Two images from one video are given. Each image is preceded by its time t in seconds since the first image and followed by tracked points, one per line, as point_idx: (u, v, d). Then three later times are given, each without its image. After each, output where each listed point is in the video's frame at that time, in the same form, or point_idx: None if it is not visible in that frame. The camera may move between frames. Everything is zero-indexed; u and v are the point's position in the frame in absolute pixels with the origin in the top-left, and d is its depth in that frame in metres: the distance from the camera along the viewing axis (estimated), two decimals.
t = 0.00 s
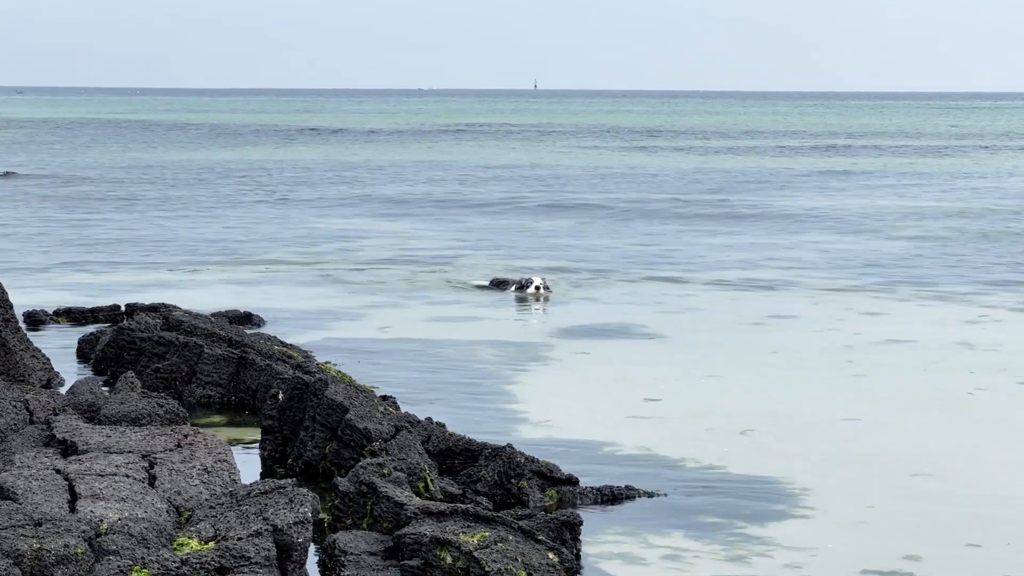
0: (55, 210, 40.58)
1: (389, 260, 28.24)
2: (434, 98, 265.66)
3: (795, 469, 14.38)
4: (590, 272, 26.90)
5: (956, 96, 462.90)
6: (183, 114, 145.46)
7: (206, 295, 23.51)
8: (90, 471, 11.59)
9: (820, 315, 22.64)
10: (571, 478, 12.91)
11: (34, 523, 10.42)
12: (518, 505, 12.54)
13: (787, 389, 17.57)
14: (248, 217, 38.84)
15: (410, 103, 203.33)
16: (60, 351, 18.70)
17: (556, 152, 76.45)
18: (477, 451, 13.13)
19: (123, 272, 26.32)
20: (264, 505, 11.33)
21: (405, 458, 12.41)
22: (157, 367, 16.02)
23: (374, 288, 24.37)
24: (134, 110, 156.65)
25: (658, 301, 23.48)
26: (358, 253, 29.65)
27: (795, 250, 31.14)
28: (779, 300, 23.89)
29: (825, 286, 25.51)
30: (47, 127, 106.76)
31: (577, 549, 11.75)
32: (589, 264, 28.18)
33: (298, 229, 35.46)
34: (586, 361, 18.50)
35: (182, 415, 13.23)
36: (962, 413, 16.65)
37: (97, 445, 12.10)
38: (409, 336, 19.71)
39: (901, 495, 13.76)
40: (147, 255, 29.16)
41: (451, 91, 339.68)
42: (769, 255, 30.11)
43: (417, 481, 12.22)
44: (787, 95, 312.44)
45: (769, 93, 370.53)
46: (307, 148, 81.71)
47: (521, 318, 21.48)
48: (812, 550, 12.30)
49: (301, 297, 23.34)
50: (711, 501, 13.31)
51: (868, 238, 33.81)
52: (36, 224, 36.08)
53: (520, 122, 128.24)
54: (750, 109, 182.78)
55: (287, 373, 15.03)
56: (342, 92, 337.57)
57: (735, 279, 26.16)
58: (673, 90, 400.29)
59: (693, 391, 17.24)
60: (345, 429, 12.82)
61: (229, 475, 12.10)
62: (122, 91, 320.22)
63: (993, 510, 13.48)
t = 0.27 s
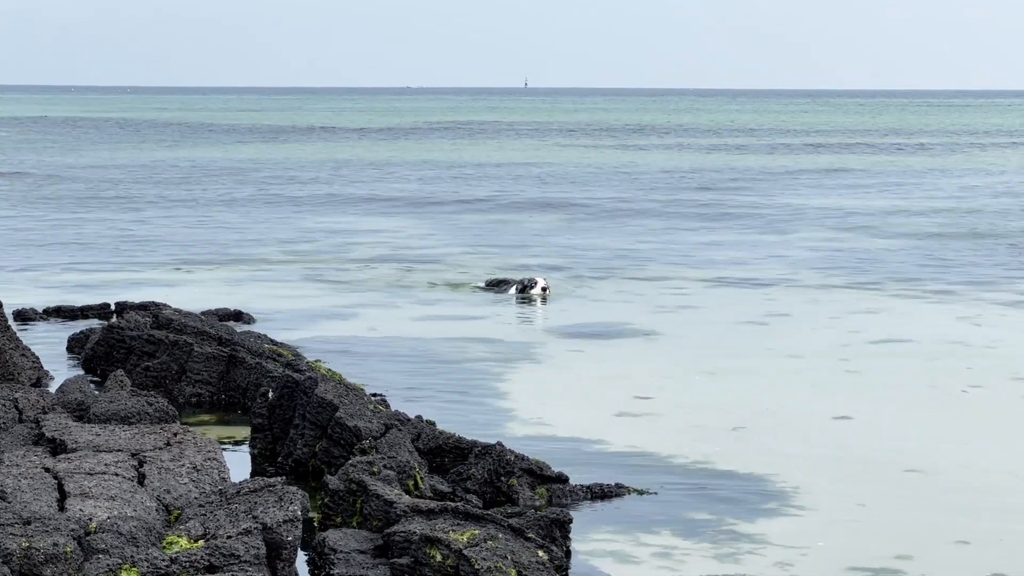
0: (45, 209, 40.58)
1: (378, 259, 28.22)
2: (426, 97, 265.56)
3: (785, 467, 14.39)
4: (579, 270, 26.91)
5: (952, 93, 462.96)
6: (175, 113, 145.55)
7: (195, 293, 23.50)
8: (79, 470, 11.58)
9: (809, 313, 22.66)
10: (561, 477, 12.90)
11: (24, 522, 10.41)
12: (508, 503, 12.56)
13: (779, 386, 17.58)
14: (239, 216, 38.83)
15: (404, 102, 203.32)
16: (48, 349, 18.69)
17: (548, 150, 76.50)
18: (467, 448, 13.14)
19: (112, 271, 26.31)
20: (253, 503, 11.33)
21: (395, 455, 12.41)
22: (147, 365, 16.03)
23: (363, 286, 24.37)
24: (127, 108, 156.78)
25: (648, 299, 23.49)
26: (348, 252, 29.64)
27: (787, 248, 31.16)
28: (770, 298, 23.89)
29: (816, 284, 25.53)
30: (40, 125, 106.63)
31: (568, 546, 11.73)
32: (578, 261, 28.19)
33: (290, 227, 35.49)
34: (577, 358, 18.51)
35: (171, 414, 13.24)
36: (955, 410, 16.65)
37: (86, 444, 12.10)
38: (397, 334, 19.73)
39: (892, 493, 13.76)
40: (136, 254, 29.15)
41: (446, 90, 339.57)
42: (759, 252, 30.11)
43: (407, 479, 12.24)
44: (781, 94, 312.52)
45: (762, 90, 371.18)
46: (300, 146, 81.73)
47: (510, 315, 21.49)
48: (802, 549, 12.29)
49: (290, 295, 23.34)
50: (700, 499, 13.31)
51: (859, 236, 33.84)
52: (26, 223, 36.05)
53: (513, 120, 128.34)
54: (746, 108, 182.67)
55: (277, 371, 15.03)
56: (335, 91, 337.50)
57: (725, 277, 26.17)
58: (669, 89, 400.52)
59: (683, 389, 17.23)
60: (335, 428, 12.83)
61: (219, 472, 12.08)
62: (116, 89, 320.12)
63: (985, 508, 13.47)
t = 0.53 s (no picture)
0: (34, 207, 40.57)
1: (367, 257, 28.23)
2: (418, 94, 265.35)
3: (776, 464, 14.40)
4: (568, 268, 26.93)
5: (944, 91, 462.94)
6: (165, 110, 145.39)
7: (184, 292, 23.52)
8: (69, 468, 11.58)
9: (799, 310, 22.69)
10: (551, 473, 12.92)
11: (12, 521, 10.40)
12: (497, 501, 12.57)
13: (771, 384, 17.59)
14: (228, 214, 38.83)
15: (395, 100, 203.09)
16: (36, 347, 18.71)
17: (538, 148, 76.36)
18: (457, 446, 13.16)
19: (101, 270, 26.32)
20: (242, 502, 11.33)
21: (384, 453, 12.43)
22: (136, 365, 16.06)
23: (352, 284, 24.39)
24: (115, 106, 156.93)
25: (638, 297, 23.52)
26: (337, 250, 29.65)
27: (776, 245, 31.19)
28: (760, 296, 23.92)
29: (806, 282, 25.54)
30: (31, 123, 106.49)
31: (556, 544, 11.74)
32: (567, 260, 28.21)
33: (279, 226, 35.43)
34: (567, 355, 18.55)
35: (161, 412, 13.27)
36: (945, 408, 16.67)
37: (75, 442, 12.10)
38: (386, 332, 19.77)
39: (880, 491, 13.78)
40: (125, 252, 29.15)
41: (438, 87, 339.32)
42: (748, 250, 30.14)
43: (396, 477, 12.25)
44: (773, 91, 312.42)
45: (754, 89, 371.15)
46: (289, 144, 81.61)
47: (499, 314, 21.52)
48: (790, 546, 12.31)
49: (279, 293, 23.35)
50: (689, 496, 13.32)
51: (849, 234, 33.84)
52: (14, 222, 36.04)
53: (503, 118, 128.20)
54: (738, 106, 182.09)
55: (266, 369, 15.04)
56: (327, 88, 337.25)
57: (714, 274, 26.21)
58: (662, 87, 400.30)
59: (673, 386, 17.26)
60: (324, 425, 12.85)
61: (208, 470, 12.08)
62: (108, 89, 319.60)
63: (973, 506, 13.49)
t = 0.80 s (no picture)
0: (23, 206, 40.53)
1: (356, 255, 28.20)
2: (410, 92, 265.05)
3: (774, 465, 14.36)
4: (557, 266, 26.92)
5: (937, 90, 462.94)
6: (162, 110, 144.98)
7: (172, 291, 23.50)
8: (57, 466, 11.57)
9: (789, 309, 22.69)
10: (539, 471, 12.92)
11: None
12: (487, 499, 12.58)
13: (765, 383, 17.57)
14: (217, 213, 38.78)
15: (386, 98, 203.02)
16: (23, 345, 18.70)
17: (528, 146, 76.30)
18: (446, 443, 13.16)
19: (89, 269, 26.29)
20: (231, 500, 11.33)
21: (373, 451, 12.44)
22: (125, 363, 16.05)
23: (341, 283, 24.37)
24: (105, 105, 156.78)
25: (628, 295, 23.51)
26: (326, 248, 29.63)
27: (766, 244, 31.18)
28: (749, 294, 23.92)
29: (796, 280, 25.52)
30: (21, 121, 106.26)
31: (545, 542, 11.74)
32: (557, 258, 28.19)
33: (271, 224, 35.40)
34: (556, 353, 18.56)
35: (149, 410, 13.27)
36: (936, 406, 16.68)
37: (63, 440, 12.09)
38: (374, 330, 19.76)
39: (869, 489, 13.78)
40: (113, 251, 29.12)
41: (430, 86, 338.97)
42: (737, 248, 30.14)
43: (385, 475, 12.25)
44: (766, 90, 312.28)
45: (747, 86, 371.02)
46: (280, 142, 81.53)
47: (488, 312, 21.50)
48: (779, 544, 12.31)
49: (268, 292, 23.33)
50: (678, 494, 13.32)
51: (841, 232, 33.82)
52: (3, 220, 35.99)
53: (498, 116, 128.19)
54: (730, 104, 181.91)
55: (254, 366, 15.04)
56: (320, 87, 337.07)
57: (703, 273, 26.20)
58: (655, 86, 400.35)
59: (662, 383, 17.27)
60: (312, 423, 12.86)
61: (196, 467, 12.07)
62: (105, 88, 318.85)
63: (962, 504, 13.49)
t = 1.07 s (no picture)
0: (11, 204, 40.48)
1: (346, 254, 28.19)
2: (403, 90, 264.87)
3: (761, 463, 14.36)
4: (546, 264, 26.92)
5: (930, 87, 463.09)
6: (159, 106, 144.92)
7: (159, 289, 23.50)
8: (44, 464, 11.56)
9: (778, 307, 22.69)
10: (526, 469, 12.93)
11: None
12: (474, 497, 12.59)
13: (755, 380, 17.58)
14: (207, 211, 38.77)
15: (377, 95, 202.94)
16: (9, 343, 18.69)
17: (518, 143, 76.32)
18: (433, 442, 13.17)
19: (78, 267, 26.27)
20: (217, 498, 11.32)
21: (361, 449, 12.45)
22: (112, 360, 16.05)
23: (330, 281, 24.36)
24: (95, 102, 156.68)
25: (617, 293, 23.52)
26: (315, 247, 29.63)
27: (755, 241, 31.18)
28: (737, 292, 23.93)
29: (786, 278, 25.52)
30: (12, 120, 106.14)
31: (532, 540, 11.74)
32: (546, 256, 28.19)
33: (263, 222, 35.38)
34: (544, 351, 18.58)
35: (136, 408, 13.28)
36: (927, 404, 16.68)
37: (50, 438, 12.08)
38: (362, 328, 19.75)
39: (858, 486, 13.78)
40: (102, 249, 29.11)
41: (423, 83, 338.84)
42: (727, 247, 30.15)
43: (372, 473, 12.26)
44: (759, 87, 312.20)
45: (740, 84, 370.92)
46: (270, 140, 81.50)
47: (476, 310, 21.50)
48: (766, 542, 12.31)
49: (256, 290, 23.33)
50: (665, 492, 13.33)
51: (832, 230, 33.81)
52: None
53: (493, 114, 128.05)
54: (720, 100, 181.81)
55: (242, 364, 15.06)
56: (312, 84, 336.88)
57: (692, 271, 26.20)
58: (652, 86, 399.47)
59: (649, 380, 17.30)
60: (299, 421, 12.87)
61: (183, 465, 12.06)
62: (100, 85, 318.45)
63: (949, 501, 13.50)
